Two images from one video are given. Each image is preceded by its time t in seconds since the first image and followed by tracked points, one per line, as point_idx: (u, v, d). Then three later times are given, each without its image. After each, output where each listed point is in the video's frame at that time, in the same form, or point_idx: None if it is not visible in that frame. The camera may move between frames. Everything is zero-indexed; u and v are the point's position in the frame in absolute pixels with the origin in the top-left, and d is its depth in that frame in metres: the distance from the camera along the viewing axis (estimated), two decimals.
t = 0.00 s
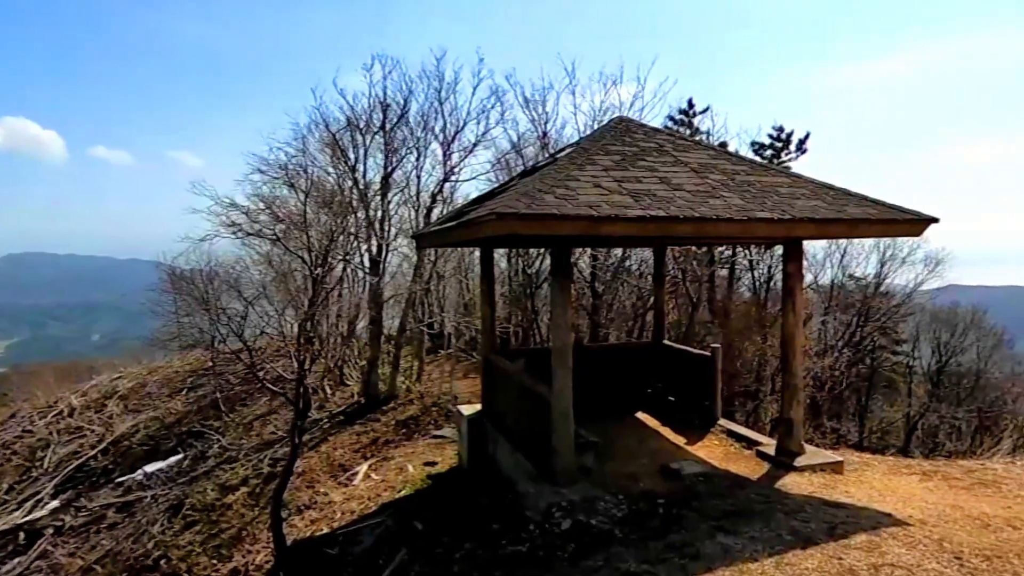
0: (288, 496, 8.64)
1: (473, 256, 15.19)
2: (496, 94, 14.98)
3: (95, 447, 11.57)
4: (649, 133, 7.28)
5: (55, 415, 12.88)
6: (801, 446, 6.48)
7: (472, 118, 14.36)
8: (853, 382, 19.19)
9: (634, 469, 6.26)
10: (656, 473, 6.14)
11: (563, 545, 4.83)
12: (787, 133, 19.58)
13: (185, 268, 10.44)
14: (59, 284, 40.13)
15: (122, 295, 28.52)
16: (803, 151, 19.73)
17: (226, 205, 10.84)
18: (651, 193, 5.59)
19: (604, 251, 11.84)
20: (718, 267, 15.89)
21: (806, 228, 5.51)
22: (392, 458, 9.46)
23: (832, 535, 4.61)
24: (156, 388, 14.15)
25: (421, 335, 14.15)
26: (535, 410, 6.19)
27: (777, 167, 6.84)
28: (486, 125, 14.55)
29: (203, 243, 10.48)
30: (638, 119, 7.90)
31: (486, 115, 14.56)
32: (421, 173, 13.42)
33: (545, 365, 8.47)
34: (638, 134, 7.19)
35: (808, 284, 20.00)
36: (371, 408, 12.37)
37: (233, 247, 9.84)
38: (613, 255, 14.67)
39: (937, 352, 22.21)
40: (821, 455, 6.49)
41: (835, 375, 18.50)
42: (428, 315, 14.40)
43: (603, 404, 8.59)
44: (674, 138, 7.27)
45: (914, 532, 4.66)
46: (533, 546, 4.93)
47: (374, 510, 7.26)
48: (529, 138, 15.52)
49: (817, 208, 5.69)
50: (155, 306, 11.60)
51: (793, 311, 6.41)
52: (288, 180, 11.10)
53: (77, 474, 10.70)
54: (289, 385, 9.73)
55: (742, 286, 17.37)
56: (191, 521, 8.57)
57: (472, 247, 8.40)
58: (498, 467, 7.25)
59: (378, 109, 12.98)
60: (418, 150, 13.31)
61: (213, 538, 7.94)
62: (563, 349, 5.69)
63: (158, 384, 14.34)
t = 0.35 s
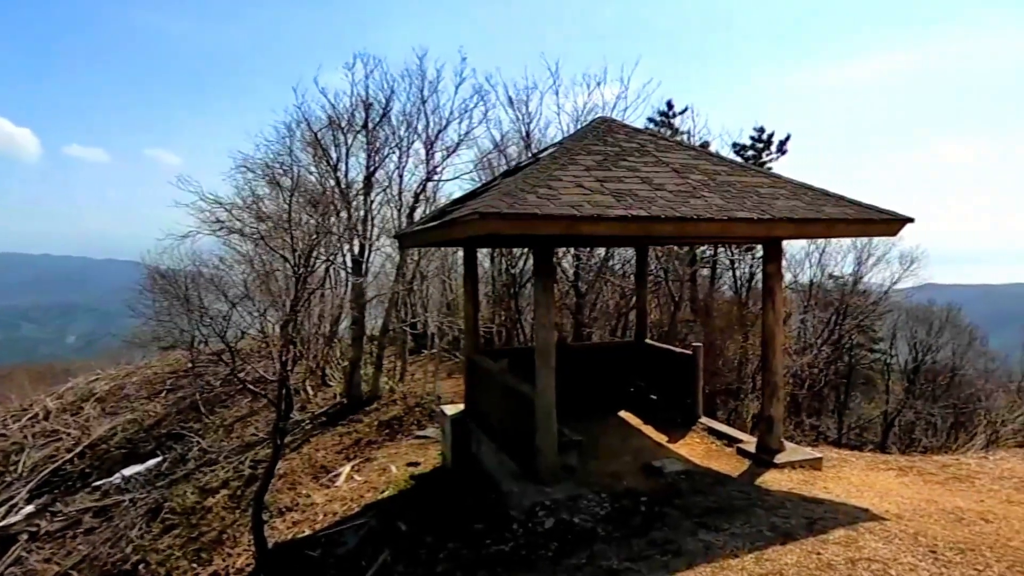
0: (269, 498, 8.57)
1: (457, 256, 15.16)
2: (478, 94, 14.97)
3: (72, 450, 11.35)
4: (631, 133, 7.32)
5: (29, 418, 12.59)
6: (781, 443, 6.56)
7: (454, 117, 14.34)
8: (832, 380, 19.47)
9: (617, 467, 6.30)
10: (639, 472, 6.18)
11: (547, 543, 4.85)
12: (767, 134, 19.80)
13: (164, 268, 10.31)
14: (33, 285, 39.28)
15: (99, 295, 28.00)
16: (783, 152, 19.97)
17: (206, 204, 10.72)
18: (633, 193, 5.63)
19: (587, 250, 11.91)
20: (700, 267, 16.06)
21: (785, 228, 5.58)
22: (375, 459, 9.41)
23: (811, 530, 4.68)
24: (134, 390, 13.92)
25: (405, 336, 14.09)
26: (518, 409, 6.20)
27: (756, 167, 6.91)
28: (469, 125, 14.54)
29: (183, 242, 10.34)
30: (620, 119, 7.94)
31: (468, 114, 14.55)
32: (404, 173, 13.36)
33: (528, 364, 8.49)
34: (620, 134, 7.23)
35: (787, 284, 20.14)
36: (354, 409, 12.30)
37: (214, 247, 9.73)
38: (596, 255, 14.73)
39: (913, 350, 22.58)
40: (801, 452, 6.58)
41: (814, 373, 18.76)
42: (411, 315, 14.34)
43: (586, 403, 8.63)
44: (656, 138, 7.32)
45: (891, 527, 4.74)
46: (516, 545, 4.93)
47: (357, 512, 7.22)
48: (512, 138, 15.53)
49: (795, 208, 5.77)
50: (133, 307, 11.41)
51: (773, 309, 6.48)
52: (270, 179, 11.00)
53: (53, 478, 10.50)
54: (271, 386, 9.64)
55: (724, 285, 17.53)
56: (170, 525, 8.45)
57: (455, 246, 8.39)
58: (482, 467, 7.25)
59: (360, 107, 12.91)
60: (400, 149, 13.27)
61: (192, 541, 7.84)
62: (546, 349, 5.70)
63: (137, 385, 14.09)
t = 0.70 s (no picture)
0: (247, 501, 8.46)
1: (438, 255, 15.10)
2: (459, 93, 14.93)
3: (44, 455, 11.11)
4: (610, 134, 7.35)
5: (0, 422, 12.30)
6: (759, 441, 6.64)
7: (435, 117, 14.29)
8: (810, 377, 19.75)
9: (598, 466, 6.32)
10: (620, 470, 6.21)
11: (527, 543, 4.85)
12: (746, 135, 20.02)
13: (138, 269, 10.12)
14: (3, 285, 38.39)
15: (71, 296, 27.42)
16: (761, 153, 20.21)
17: (182, 204, 10.55)
18: (613, 193, 5.65)
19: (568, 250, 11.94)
20: (680, 266, 16.22)
21: (762, 228, 5.64)
22: (356, 460, 9.34)
23: (788, 526, 4.73)
24: (109, 393, 13.65)
25: (385, 336, 13.99)
26: (499, 409, 6.19)
27: (734, 168, 6.98)
28: (450, 125, 14.50)
29: (157, 243, 10.17)
30: (599, 119, 7.97)
31: (450, 114, 14.50)
32: (384, 173, 13.28)
33: (509, 364, 8.48)
34: (600, 135, 7.26)
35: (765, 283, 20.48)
36: (334, 410, 12.20)
37: (189, 247, 9.57)
38: (578, 255, 14.77)
39: (888, 348, 23.00)
40: (778, 450, 6.66)
41: (792, 371, 19.02)
42: (392, 315, 14.27)
43: (567, 402, 8.65)
44: (635, 139, 7.36)
45: (865, 522, 4.82)
46: (497, 546, 4.93)
47: (336, 514, 7.16)
48: (493, 138, 15.51)
49: (772, 208, 5.83)
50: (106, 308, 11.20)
51: (751, 309, 6.55)
52: (247, 177, 10.84)
53: (24, 484, 10.29)
54: (249, 388, 9.52)
55: (704, 284, 17.68)
56: (146, 530, 8.31)
57: (436, 246, 8.36)
58: (462, 467, 7.23)
59: (339, 106, 12.81)
60: (381, 149, 13.19)
61: (168, 546, 7.71)
62: (526, 348, 5.70)
63: (111, 388, 13.82)
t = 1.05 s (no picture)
0: (228, 504, 8.36)
1: (421, 255, 15.03)
2: (442, 92, 14.89)
3: (18, 459, 10.92)
4: (593, 134, 7.38)
5: None
6: (740, 439, 6.70)
7: (418, 116, 14.24)
8: (789, 375, 20.00)
9: (582, 465, 6.35)
10: (603, 469, 6.24)
11: (511, 542, 4.86)
12: (727, 135, 20.20)
13: (116, 268, 9.95)
14: None
15: (47, 295, 26.93)
16: (743, 154, 20.41)
17: (161, 202, 10.40)
18: (596, 193, 5.67)
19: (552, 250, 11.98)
20: (662, 266, 16.35)
21: (742, 228, 5.70)
22: (338, 461, 9.27)
23: (768, 523, 4.79)
24: (86, 395, 13.43)
25: (368, 336, 13.90)
26: (483, 409, 6.19)
27: (715, 168, 7.04)
28: (433, 124, 14.45)
29: (135, 242, 10.02)
30: (582, 119, 8.00)
31: (433, 113, 14.46)
32: (367, 172, 13.21)
33: (492, 363, 8.48)
34: (582, 135, 7.29)
35: (746, 281, 20.27)
36: (316, 411, 12.11)
37: (168, 246, 9.42)
38: (561, 254, 14.80)
39: (867, 346, 23.42)
40: (759, 447, 6.73)
41: (772, 369, 19.26)
42: (375, 315, 14.21)
43: (551, 402, 8.67)
44: (618, 139, 7.39)
45: (843, 518, 4.89)
46: (480, 545, 4.93)
47: (318, 515, 7.11)
48: (476, 137, 15.49)
49: (753, 208, 5.89)
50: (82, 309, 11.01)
51: (732, 308, 6.61)
52: (227, 176, 10.71)
53: None
54: (230, 390, 9.40)
55: (686, 284, 17.81)
56: (123, 534, 8.19)
57: (419, 246, 8.33)
58: (446, 467, 7.22)
59: (321, 105, 12.71)
60: (364, 147, 13.12)
61: (147, 551, 7.60)
62: (509, 348, 5.69)
63: (88, 390, 13.59)
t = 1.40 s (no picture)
0: (207, 507, 8.26)
1: (403, 254, 14.97)
2: (423, 91, 14.84)
3: None
4: (575, 134, 7.40)
5: None
6: (721, 436, 6.77)
7: (399, 114, 14.16)
8: (768, 373, 20.26)
9: (564, 464, 6.37)
10: (586, 468, 6.26)
11: (494, 541, 4.86)
12: (708, 135, 20.40)
13: (90, 269, 9.77)
14: None
15: (18, 296, 26.35)
16: (723, 154, 20.62)
17: (136, 201, 10.22)
18: (578, 193, 5.69)
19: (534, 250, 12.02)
20: (644, 265, 16.49)
21: (723, 227, 5.76)
22: (320, 462, 9.20)
23: (748, 518, 4.85)
24: (59, 398, 13.17)
25: (350, 336, 13.80)
26: (465, 409, 6.20)
27: (695, 168, 7.10)
28: (414, 123, 14.40)
29: (110, 242, 9.84)
30: (564, 119, 8.03)
31: (414, 112, 14.40)
32: (348, 171, 13.12)
33: (475, 363, 8.47)
34: (565, 135, 7.31)
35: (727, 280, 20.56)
36: (297, 413, 12.01)
37: (145, 245, 9.27)
38: (543, 254, 14.84)
39: (843, 343, 23.98)
40: (739, 444, 6.82)
41: (752, 367, 19.50)
42: (357, 315, 14.12)
43: (533, 401, 8.69)
44: (600, 139, 7.43)
45: (821, 512, 4.97)
46: (463, 545, 4.93)
47: (300, 517, 7.05)
48: (458, 136, 15.46)
49: (733, 208, 5.96)
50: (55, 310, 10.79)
51: (712, 307, 6.68)
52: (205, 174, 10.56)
53: None
54: (209, 391, 9.28)
55: (667, 283, 17.95)
56: (100, 538, 8.07)
57: (401, 245, 8.30)
58: (428, 467, 7.20)
59: (301, 103, 12.61)
60: (344, 146, 13.03)
61: (124, 555, 7.48)
62: (492, 347, 5.70)
63: (62, 393, 13.33)
